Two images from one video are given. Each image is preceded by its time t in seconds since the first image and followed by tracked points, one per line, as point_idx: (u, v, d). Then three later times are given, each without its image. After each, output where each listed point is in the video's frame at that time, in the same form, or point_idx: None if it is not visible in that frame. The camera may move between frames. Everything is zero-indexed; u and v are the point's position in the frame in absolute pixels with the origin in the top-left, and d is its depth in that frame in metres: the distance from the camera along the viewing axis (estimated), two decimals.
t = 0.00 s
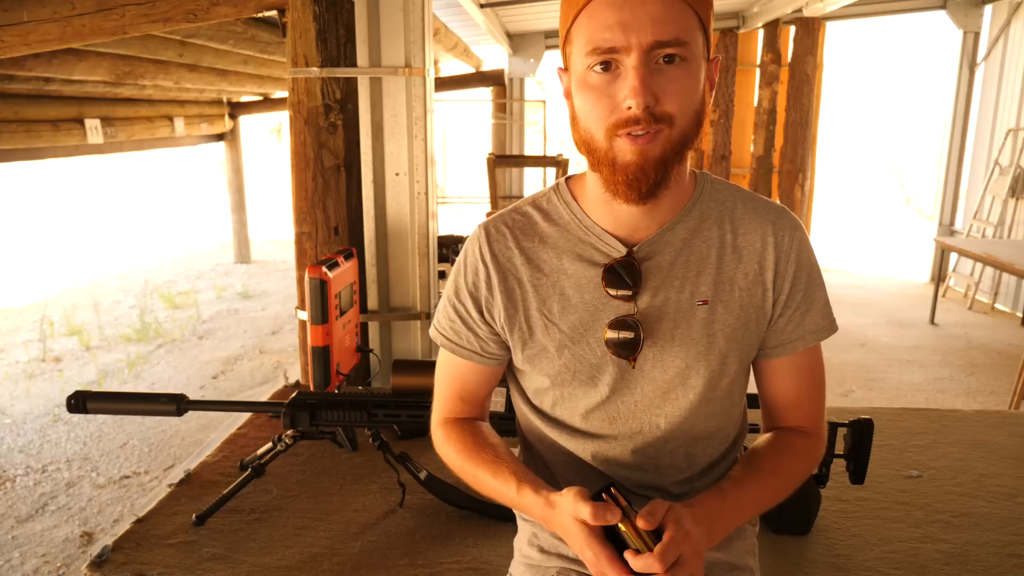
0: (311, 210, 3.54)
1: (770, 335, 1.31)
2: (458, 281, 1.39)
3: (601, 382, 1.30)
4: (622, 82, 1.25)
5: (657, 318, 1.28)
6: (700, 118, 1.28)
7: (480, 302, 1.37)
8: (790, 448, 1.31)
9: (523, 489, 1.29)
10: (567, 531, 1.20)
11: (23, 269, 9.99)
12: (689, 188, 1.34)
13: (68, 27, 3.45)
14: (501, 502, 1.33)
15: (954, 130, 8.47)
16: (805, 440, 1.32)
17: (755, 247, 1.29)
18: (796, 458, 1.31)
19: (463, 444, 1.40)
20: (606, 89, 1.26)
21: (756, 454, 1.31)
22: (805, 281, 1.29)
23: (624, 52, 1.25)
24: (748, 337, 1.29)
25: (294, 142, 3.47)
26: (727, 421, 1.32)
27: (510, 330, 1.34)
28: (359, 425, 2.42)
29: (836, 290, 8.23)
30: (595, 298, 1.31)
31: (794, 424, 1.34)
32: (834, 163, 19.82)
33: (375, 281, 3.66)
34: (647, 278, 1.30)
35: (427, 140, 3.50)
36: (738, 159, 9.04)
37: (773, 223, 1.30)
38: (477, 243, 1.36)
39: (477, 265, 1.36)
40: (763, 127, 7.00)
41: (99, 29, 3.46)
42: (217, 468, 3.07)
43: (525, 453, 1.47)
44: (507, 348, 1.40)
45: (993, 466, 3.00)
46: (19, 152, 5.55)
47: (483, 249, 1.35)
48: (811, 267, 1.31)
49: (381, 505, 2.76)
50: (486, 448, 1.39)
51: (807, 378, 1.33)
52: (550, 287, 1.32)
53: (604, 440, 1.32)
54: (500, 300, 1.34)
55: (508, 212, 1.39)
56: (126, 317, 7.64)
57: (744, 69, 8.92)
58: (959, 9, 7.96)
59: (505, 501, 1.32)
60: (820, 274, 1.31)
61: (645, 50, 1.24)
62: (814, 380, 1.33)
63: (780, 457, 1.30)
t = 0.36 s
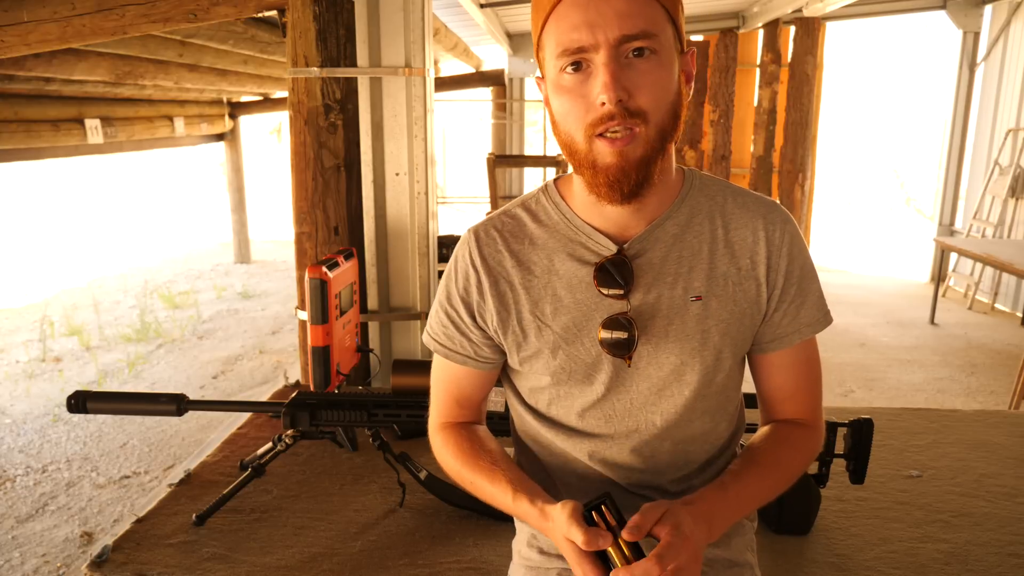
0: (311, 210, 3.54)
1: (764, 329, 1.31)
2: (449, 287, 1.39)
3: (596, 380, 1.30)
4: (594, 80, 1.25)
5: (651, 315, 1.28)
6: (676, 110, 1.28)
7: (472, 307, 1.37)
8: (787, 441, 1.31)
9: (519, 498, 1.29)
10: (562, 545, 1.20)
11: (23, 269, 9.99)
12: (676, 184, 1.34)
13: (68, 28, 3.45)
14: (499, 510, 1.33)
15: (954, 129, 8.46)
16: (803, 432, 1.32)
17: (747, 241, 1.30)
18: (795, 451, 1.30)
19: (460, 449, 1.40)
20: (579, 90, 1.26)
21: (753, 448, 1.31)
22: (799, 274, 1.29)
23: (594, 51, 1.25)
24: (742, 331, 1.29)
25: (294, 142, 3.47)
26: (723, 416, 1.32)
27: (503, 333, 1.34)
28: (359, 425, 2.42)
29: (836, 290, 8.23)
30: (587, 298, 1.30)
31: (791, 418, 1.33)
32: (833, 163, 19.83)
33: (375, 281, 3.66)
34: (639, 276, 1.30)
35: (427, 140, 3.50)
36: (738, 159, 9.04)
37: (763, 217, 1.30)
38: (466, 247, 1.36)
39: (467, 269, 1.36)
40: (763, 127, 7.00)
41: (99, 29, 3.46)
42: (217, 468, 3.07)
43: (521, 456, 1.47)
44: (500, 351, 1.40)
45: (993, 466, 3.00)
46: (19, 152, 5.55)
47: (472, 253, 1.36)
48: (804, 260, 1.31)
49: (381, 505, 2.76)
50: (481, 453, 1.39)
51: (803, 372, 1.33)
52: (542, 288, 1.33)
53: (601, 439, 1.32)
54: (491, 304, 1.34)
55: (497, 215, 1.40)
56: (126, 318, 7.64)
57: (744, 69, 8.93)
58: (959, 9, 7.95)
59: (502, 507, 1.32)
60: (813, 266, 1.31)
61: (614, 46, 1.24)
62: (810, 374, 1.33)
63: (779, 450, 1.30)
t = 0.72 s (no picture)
0: (311, 210, 3.54)
1: (757, 326, 1.28)
2: (441, 289, 1.41)
3: (585, 378, 1.30)
4: (561, 84, 1.25)
5: (638, 312, 1.28)
6: (647, 107, 1.27)
7: (462, 307, 1.39)
8: (785, 439, 1.27)
9: (498, 499, 1.29)
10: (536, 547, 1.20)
11: (23, 269, 9.99)
12: (659, 181, 1.33)
13: (68, 28, 3.45)
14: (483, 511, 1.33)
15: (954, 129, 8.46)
16: (802, 430, 1.28)
17: (736, 237, 1.28)
18: (792, 449, 1.27)
19: (451, 448, 1.42)
20: (547, 94, 1.27)
21: (749, 446, 1.28)
22: (790, 270, 1.27)
23: (558, 56, 1.25)
24: (732, 328, 1.27)
25: (294, 142, 3.47)
26: (718, 415, 1.29)
27: (492, 331, 1.36)
28: (358, 425, 2.42)
29: (836, 290, 8.23)
30: (573, 295, 1.30)
31: (790, 416, 1.30)
32: (833, 163, 19.82)
33: (375, 281, 3.66)
34: (623, 272, 1.29)
35: (427, 140, 3.50)
36: (738, 159, 9.04)
37: (752, 212, 1.28)
38: (455, 249, 1.39)
39: (457, 270, 1.38)
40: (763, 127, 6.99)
41: (99, 29, 3.46)
42: (217, 468, 3.07)
43: (518, 455, 1.47)
44: (492, 350, 1.42)
45: (993, 466, 3.00)
46: (19, 152, 5.56)
47: (461, 254, 1.38)
48: (796, 255, 1.28)
49: (381, 506, 2.76)
50: (471, 453, 1.40)
51: (802, 370, 1.29)
52: (529, 286, 1.33)
53: (592, 437, 1.32)
54: (479, 303, 1.35)
55: (486, 217, 1.41)
56: (126, 318, 7.64)
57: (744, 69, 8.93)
58: (959, 8, 7.94)
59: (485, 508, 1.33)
60: (808, 261, 1.28)
61: (577, 49, 1.24)
62: (810, 372, 1.29)
63: (775, 449, 1.27)
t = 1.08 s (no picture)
0: (311, 210, 3.54)
1: (757, 327, 1.26)
2: (447, 285, 1.42)
3: (585, 376, 1.30)
4: (557, 88, 1.25)
5: (636, 311, 1.27)
6: (642, 111, 1.27)
7: (467, 302, 1.40)
8: (782, 442, 1.26)
9: (496, 488, 1.31)
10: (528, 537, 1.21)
11: (23, 269, 9.99)
12: (660, 180, 1.33)
13: (68, 28, 3.45)
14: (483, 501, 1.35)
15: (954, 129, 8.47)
16: (801, 433, 1.26)
17: (736, 238, 1.26)
18: (789, 451, 1.25)
19: (456, 439, 1.43)
20: (544, 98, 1.27)
21: (747, 447, 1.27)
22: (790, 272, 1.25)
23: (554, 61, 1.25)
24: (731, 329, 1.26)
25: (294, 142, 3.47)
26: (718, 414, 1.28)
27: (495, 327, 1.36)
28: (358, 425, 2.42)
29: (836, 290, 8.24)
30: (573, 294, 1.31)
31: (789, 418, 1.28)
32: (833, 163, 19.83)
33: (375, 281, 3.66)
34: (623, 272, 1.29)
35: (427, 140, 3.50)
36: (738, 159, 9.05)
37: (753, 213, 1.27)
38: (461, 247, 1.40)
39: (462, 268, 1.39)
40: (763, 127, 6.99)
41: (99, 29, 3.46)
42: (217, 468, 3.07)
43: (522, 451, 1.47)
44: (497, 346, 1.43)
45: (993, 466, 3.00)
46: (19, 152, 5.56)
47: (466, 252, 1.39)
48: (797, 257, 1.26)
49: (381, 506, 2.76)
50: (475, 445, 1.42)
51: (802, 373, 1.27)
52: (530, 284, 1.34)
53: (592, 435, 1.32)
54: (483, 301, 1.36)
55: (492, 216, 1.42)
56: (126, 318, 7.64)
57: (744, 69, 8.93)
58: (960, 9, 7.93)
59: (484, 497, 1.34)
60: (810, 263, 1.26)
61: (573, 54, 1.24)
62: (811, 375, 1.27)
63: (772, 451, 1.25)
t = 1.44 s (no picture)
0: (311, 210, 3.54)
1: (765, 328, 1.26)
2: (457, 282, 1.42)
3: (593, 373, 1.30)
4: (577, 87, 1.25)
5: (644, 309, 1.27)
6: (660, 112, 1.27)
7: (477, 299, 1.40)
8: (791, 442, 1.26)
9: (508, 482, 1.31)
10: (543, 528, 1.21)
11: (24, 269, 10.00)
12: (671, 180, 1.33)
13: (68, 28, 3.45)
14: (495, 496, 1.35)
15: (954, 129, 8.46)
16: (810, 434, 1.26)
17: (746, 238, 1.26)
18: (799, 452, 1.25)
19: (466, 434, 1.43)
20: (564, 96, 1.27)
21: (757, 448, 1.27)
22: (800, 273, 1.24)
23: (576, 59, 1.25)
24: (739, 328, 1.25)
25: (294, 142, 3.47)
26: (723, 415, 1.28)
27: (504, 324, 1.36)
28: (358, 425, 2.42)
29: (836, 290, 8.24)
30: (581, 291, 1.31)
31: (798, 419, 1.28)
32: (833, 163, 19.82)
33: (375, 281, 3.66)
34: (632, 269, 1.29)
35: (427, 140, 3.50)
36: (738, 159, 9.04)
37: (763, 214, 1.27)
38: (472, 244, 1.40)
39: (472, 264, 1.39)
40: (763, 127, 7.00)
41: (99, 29, 3.46)
42: (217, 468, 3.07)
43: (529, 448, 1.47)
44: (506, 343, 1.43)
45: (993, 466, 3.00)
46: (20, 152, 5.56)
47: (477, 248, 1.39)
48: (807, 258, 1.25)
49: (381, 506, 2.76)
50: (485, 440, 1.41)
51: (812, 374, 1.27)
52: (540, 281, 1.34)
53: (598, 433, 1.32)
54: (493, 297, 1.36)
55: (504, 213, 1.42)
56: (126, 318, 7.64)
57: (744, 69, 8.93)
58: (959, 9, 7.93)
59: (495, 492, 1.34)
60: (818, 264, 1.25)
61: (594, 54, 1.23)
62: (820, 376, 1.27)
63: (781, 452, 1.25)
